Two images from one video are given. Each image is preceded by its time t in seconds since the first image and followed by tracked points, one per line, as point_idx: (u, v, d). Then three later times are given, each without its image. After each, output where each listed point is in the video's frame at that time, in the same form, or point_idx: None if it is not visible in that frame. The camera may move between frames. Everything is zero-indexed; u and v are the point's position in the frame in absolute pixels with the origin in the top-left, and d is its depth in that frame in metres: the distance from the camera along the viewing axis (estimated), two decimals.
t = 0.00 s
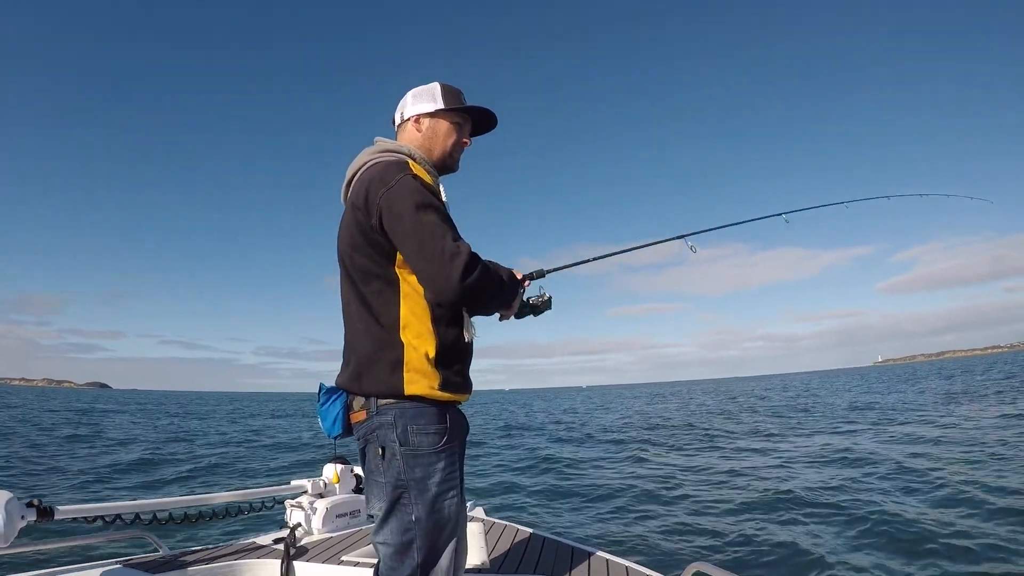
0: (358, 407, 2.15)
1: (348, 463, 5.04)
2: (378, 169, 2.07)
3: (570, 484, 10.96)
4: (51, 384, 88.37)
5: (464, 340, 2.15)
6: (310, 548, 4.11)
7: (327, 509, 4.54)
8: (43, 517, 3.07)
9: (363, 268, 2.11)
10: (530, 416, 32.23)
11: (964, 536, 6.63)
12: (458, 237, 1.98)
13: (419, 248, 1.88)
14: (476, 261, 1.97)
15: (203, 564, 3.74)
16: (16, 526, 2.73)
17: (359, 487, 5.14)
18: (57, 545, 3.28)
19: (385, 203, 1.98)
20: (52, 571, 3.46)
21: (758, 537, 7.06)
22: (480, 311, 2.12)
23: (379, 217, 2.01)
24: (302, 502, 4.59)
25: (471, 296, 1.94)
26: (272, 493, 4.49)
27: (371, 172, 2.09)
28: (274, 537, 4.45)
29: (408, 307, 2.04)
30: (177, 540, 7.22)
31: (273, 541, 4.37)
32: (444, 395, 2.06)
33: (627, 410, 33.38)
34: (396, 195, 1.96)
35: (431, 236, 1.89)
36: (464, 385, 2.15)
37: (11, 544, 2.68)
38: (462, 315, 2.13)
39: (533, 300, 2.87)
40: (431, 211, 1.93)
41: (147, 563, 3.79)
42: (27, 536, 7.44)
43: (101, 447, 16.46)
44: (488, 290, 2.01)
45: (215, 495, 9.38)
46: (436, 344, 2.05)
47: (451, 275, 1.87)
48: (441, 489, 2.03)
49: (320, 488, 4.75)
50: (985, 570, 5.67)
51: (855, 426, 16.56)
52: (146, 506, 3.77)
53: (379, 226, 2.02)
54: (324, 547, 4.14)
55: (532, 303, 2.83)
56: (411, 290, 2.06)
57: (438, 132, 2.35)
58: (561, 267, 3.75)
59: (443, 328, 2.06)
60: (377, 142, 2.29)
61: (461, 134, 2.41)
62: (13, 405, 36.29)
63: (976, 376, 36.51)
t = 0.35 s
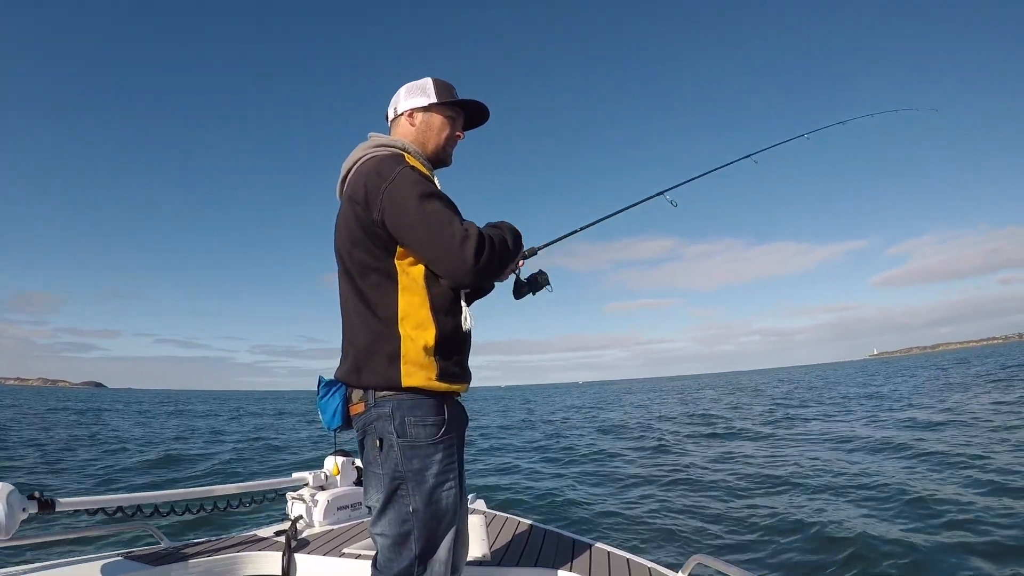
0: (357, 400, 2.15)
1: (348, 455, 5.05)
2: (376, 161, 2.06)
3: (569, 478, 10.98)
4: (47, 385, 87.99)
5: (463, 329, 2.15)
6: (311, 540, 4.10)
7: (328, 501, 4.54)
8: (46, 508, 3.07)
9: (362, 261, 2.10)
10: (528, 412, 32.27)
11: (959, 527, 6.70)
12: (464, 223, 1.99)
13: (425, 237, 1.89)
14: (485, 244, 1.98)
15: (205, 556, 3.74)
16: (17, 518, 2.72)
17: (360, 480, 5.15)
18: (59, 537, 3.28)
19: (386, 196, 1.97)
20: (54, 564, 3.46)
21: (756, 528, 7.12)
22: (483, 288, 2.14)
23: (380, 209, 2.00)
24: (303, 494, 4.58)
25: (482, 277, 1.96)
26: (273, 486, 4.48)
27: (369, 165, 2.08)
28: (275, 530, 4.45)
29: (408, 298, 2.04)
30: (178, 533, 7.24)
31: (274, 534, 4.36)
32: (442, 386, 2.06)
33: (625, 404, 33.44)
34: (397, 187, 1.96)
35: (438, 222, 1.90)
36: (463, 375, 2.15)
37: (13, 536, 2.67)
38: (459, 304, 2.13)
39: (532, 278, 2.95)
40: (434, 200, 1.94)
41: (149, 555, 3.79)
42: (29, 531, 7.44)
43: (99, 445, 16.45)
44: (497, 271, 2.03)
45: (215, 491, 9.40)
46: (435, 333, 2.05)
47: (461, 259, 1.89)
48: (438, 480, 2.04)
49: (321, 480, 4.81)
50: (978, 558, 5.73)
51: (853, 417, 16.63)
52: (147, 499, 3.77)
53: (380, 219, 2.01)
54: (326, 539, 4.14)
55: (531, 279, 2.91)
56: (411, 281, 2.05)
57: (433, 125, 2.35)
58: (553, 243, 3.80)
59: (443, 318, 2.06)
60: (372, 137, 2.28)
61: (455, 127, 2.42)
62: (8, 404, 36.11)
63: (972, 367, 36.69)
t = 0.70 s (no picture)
0: (356, 397, 2.15)
1: (348, 453, 5.04)
2: (375, 155, 2.05)
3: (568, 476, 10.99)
4: (43, 386, 87.64)
5: (462, 326, 2.15)
6: (311, 537, 4.10)
7: (328, 498, 4.53)
8: (43, 505, 3.06)
9: (360, 256, 2.09)
10: (526, 411, 32.29)
11: (956, 517, 6.73)
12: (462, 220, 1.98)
13: (425, 234, 1.88)
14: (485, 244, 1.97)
15: (205, 553, 3.73)
16: (17, 514, 2.71)
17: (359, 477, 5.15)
18: (58, 534, 3.27)
19: (386, 191, 1.97)
20: (54, 561, 3.44)
21: (754, 523, 7.14)
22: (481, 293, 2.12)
23: (379, 203, 1.99)
24: (303, 491, 4.57)
25: (481, 279, 1.94)
26: (273, 482, 4.47)
27: (368, 158, 2.08)
28: (275, 527, 4.43)
29: (407, 294, 2.04)
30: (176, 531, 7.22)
31: (274, 530, 4.35)
32: (441, 382, 2.06)
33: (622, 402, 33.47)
34: (396, 182, 1.95)
35: (438, 220, 1.89)
36: (462, 372, 2.15)
37: (13, 532, 2.66)
38: (457, 301, 2.13)
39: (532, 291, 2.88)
40: (433, 196, 1.93)
41: (149, 552, 3.77)
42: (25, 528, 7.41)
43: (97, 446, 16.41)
44: (497, 274, 2.01)
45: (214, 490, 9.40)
46: (434, 330, 2.05)
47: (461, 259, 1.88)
48: (438, 479, 2.04)
49: (321, 477, 4.78)
50: (977, 549, 5.75)
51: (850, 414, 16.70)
52: (146, 496, 3.76)
53: (378, 213, 2.00)
54: (326, 536, 4.14)
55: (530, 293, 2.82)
56: (410, 277, 2.05)
57: (431, 119, 2.35)
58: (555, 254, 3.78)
59: (441, 315, 2.06)
60: (370, 131, 2.28)
61: (453, 120, 2.42)
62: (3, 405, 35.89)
63: (967, 363, 36.83)
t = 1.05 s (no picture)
0: (364, 399, 2.14)
1: (346, 455, 5.04)
2: (403, 154, 2.05)
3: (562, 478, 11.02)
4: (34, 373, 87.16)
5: (476, 334, 2.14)
6: (307, 540, 4.08)
7: (324, 500, 4.51)
8: (41, 508, 3.02)
9: (379, 256, 2.09)
10: (521, 411, 32.31)
11: (950, 526, 6.77)
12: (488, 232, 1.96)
13: (451, 243, 1.87)
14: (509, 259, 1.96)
15: (200, 556, 3.71)
16: (14, 517, 2.70)
17: (357, 479, 5.12)
18: (54, 536, 3.23)
19: (413, 193, 1.96)
20: (48, 563, 3.41)
21: (749, 529, 7.17)
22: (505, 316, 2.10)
23: (405, 205, 1.98)
24: (299, 493, 4.54)
25: (503, 296, 1.92)
26: (271, 484, 4.45)
27: (395, 156, 2.07)
28: (271, 529, 4.42)
29: (425, 299, 2.03)
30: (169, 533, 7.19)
31: (270, 533, 4.34)
32: (453, 389, 2.05)
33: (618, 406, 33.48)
34: (425, 185, 1.94)
35: (464, 230, 1.88)
36: (473, 380, 2.14)
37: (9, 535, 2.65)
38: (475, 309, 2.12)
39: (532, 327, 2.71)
40: (462, 205, 1.92)
41: (145, 554, 3.75)
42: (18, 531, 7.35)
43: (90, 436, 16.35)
44: (522, 293, 1.99)
45: (208, 486, 9.38)
46: (450, 336, 2.05)
47: (483, 273, 1.86)
48: (448, 486, 2.03)
49: (318, 480, 4.76)
50: (967, 560, 5.76)
51: (844, 424, 16.73)
52: (145, 498, 3.72)
53: (403, 215, 1.99)
54: (321, 539, 4.11)
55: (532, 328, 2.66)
56: (429, 281, 2.04)
57: (460, 118, 2.35)
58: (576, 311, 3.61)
59: (457, 323, 2.05)
60: (397, 126, 2.27)
61: (480, 120, 2.42)
62: None
63: (961, 377, 37.02)
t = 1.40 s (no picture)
0: (372, 394, 2.13)
1: (343, 451, 5.01)
2: (431, 151, 2.04)
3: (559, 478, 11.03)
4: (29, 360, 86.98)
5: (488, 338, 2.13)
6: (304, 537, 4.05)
7: (322, 498, 4.47)
8: (39, 506, 3.01)
9: (398, 250, 2.08)
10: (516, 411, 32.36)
11: (948, 535, 6.80)
12: (503, 237, 1.94)
13: (463, 244, 1.85)
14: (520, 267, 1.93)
15: (197, 553, 3.68)
16: (12, 515, 2.67)
17: (354, 476, 5.11)
18: (50, 533, 3.22)
19: (436, 191, 1.95)
20: (42, 560, 3.38)
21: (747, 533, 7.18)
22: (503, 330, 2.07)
23: (426, 201, 1.97)
24: (296, 491, 4.51)
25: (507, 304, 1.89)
26: (268, 481, 4.42)
27: (423, 152, 2.06)
28: (268, 527, 4.38)
29: (440, 298, 2.02)
30: (165, 529, 7.18)
31: (267, 530, 4.32)
32: (461, 391, 2.03)
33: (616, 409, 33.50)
34: (447, 184, 1.93)
35: (479, 232, 1.86)
36: (480, 384, 2.13)
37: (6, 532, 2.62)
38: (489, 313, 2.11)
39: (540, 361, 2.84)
40: (481, 207, 1.90)
41: (141, 551, 3.73)
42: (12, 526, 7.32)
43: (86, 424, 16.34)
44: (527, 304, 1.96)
45: (205, 478, 9.38)
46: (460, 339, 2.03)
47: (493, 278, 1.84)
48: (454, 485, 2.02)
49: (315, 477, 4.73)
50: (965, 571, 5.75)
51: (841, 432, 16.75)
52: (143, 495, 3.70)
53: (425, 211, 1.99)
54: (318, 536, 4.09)
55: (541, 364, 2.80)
56: (445, 282, 2.04)
57: (491, 118, 2.34)
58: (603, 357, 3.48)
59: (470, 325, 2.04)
60: (428, 124, 2.27)
61: (511, 122, 2.40)
62: None
63: (957, 387, 37.10)
